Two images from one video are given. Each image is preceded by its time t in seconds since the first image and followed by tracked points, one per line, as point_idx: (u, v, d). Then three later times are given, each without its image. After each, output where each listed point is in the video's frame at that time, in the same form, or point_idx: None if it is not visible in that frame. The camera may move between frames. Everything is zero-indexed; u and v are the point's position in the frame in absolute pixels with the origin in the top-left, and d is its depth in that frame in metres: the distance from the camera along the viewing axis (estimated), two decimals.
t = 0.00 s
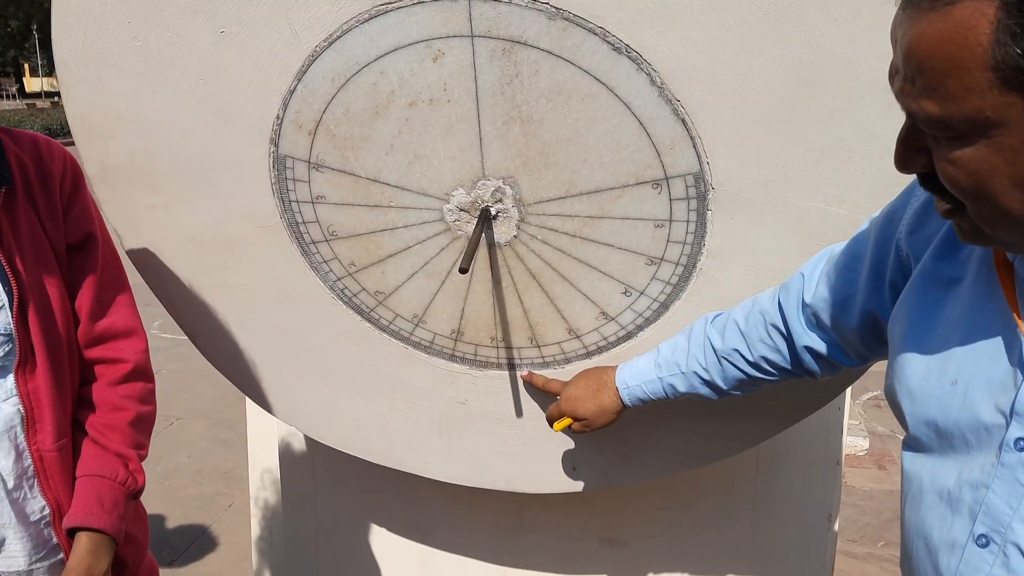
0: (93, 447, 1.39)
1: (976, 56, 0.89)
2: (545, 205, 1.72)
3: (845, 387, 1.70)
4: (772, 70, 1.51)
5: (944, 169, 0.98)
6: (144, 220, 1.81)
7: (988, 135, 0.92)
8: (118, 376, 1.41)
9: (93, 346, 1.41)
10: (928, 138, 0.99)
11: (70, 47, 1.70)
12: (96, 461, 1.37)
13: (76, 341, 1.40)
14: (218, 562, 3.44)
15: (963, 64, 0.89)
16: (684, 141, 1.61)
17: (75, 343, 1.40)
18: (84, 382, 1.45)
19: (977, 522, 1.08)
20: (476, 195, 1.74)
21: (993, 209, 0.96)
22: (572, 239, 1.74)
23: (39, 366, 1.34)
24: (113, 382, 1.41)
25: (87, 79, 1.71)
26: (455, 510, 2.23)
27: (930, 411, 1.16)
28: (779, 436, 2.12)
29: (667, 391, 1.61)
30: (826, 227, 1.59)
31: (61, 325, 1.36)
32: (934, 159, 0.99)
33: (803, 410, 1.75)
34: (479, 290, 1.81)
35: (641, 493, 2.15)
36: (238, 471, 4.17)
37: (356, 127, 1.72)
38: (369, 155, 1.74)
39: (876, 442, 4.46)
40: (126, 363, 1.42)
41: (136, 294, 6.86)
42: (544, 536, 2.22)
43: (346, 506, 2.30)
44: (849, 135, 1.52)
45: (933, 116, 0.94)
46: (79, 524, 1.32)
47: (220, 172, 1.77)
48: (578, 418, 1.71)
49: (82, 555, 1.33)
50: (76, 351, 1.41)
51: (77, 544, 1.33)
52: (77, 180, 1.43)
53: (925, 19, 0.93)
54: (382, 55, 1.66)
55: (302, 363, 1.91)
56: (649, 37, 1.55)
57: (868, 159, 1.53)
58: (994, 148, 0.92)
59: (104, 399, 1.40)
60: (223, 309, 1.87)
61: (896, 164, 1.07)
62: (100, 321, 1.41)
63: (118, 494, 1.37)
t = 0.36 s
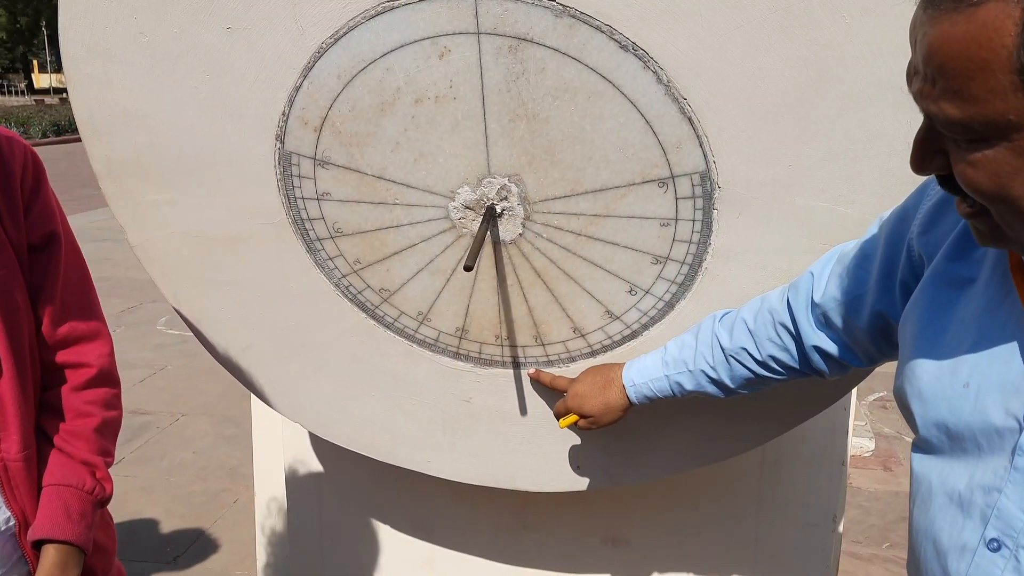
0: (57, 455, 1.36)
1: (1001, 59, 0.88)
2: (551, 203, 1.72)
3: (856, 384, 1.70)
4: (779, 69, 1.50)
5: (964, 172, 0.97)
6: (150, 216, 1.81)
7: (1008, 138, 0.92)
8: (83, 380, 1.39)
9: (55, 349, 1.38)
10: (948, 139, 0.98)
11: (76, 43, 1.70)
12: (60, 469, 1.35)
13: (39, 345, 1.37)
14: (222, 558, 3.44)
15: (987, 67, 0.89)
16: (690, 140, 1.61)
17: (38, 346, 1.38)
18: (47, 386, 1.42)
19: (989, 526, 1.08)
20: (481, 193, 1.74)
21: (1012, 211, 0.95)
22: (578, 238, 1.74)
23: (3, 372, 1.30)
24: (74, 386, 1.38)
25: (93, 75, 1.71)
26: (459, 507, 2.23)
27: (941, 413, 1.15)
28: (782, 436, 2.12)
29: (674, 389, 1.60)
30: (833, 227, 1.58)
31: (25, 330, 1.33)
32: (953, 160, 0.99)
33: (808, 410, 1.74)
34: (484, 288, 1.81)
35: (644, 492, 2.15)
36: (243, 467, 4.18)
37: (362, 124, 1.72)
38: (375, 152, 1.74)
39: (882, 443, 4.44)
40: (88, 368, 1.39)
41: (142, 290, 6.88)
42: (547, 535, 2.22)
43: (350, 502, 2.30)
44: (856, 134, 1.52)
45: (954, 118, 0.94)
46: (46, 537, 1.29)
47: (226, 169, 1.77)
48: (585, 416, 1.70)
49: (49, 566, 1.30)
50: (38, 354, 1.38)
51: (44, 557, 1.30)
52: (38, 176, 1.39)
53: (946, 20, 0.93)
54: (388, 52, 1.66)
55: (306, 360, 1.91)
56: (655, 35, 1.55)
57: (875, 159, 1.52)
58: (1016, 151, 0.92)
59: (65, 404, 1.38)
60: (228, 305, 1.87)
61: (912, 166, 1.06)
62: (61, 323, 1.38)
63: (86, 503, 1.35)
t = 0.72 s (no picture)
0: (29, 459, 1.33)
1: (1010, 62, 0.88)
2: (557, 202, 1.71)
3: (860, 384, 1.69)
4: (787, 69, 1.50)
5: (973, 175, 0.96)
6: (155, 213, 1.81)
7: (1017, 141, 0.91)
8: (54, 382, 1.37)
9: (21, 352, 1.33)
10: (956, 142, 0.97)
11: (82, 40, 1.70)
12: (36, 474, 1.32)
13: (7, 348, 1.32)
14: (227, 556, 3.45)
15: (996, 70, 0.88)
16: (697, 140, 1.60)
17: (3, 349, 1.32)
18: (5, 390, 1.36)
19: (1001, 534, 1.07)
20: (487, 192, 1.74)
21: (1020, 214, 0.95)
22: (584, 237, 1.73)
23: None
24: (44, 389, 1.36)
25: (99, 72, 1.71)
26: (464, 506, 2.23)
27: (950, 419, 1.14)
28: (789, 437, 2.11)
29: (673, 392, 1.59)
30: (840, 227, 1.58)
31: None
32: (961, 164, 0.98)
33: (814, 412, 1.74)
34: (490, 287, 1.81)
35: (649, 492, 2.14)
36: (248, 464, 4.19)
37: (368, 122, 1.72)
38: (380, 151, 1.74)
39: (888, 444, 4.42)
40: (58, 370, 1.37)
41: (148, 287, 6.89)
42: (552, 535, 2.21)
43: (354, 501, 2.30)
44: (864, 134, 1.51)
45: (963, 121, 0.93)
46: (31, 542, 1.26)
47: (232, 167, 1.77)
48: (583, 417, 1.70)
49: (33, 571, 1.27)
50: (4, 357, 1.32)
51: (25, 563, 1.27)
52: None
53: (954, 23, 0.92)
54: (394, 50, 1.65)
55: (312, 358, 1.91)
56: (662, 35, 1.55)
57: (882, 159, 1.52)
58: None
59: (35, 408, 1.35)
60: (233, 304, 1.87)
61: (920, 167, 1.04)
62: (28, 326, 1.33)
63: (65, 504, 1.33)
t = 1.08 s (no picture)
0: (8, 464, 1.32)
1: (1002, 66, 0.86)
2: (565, 203, 1.70)
3: (866, 394, 1.67)
4: (797, 68, 1.48)
5: (971, 180, 0.94)
6: (161, 213, 1.80)
7: (1014, 144, 0.89)
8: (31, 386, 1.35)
9: None
10: (952, 147, 0.96)
11: (87, 39, 1.69)
12: (22, 478, 1.31)
13: None
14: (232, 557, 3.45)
15: (989, 74, 0.87)
16: (707, 141, 1.58)
17: None
18: None
19: (1013, 542, 1.05)
20: (494, 193, 1.73)
21: (1020, 217, 0.93)
22: (592, 239, 1.72)
23: None
24: (23, 394, 1.35)
25: (104, 71, 1.71)
26: (469, 508, 2.22)
27: (957, 427, 1.12)
28: (797, 439, 2.09)
29: (658, 390, 1.57)
30: (851, 229, 1.56)
31: None
32: (959, 169, 0.96)
33: (824, 415, 1.72)
34: (497, 288, 1.79)
35: (656, 495, 2.12)
36: (253, 465, 4.19)
37: (375, 122, 1.71)
38: (387, 151, 1.73)
39: (895, 446, 4.40)
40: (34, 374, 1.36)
41: (153, 286, 6.89)
42: (559, 537, 2.20)
43: (359, 502, 2.29)
44: (876, 135, 1.49)
45: (957, 126, 0.91)
46: (22, 548, 1.26)
47: (237, 167, 1.76)
48: (571, 415, 1.67)
49: None
50: None
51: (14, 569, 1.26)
52: None
53: (945, 29, 0.91)
54: (401, 49, 1.64)
55: (318, 359, 1.90)
56: (671, 34, 1.53)
57: (895, 160, 1.50)
58: (1019, 157, 0.89)
59: (16, 414, 1.34)
60: (238, 304, 1.87)
61: (916, 173, 1.03)
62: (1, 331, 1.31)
63: (48, 508, 1.33)
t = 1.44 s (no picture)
0: None
1: (1001, 68, 0.85)
2: (569, 206, 1.69)
3: (872, 399, 1.66)
4: (804, 70, 1.47)
5: (973, 183, 0.93)
6: (163, 216, 1.79)
7: (1016, 147, 0.88)
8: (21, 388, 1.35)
9: None
10: (953, 150, 0.94)
11: (90, 41, 1.68)
12: (14, 481, 1.30)
13: None
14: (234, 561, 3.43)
15: (988, 77, 0.85)
16: (713, 143, 1.57)
17: None
18: None
19: (1016, 546, 1.03)
20: (498, 195, 1.71)
21: None
22: (595, 241, 1.70)
23: None
24: (14, 396, 1.34)
25: (106, 72, 1.70)
26: (472, 513, 2.20)
27: (958, 430, 1.11)
28: (803, 443, 2.07)
29: (657, 397, 1.56)
30: (859, 232, 1.54)
31: None
32: (961, 172, 0.95)
33: (831, 420, 1.70)
34: (500, 291, 1.78)
35: (661, 500, 2.10)
36: (255, 469, 4.18)
37: (378, 124, 1.70)
38: (390, 153, 1.71)
39: (901, 452, 4.37)
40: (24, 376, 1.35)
41: (156, 290, 6.88)
42: (563, 543, 2.18)
43: (362, 507, 2.27)
44: (884, 137, 1.48)
45: (958, 129, 0.90)
46: (16, 550, 1.24)
47: (239, 169, 1.75)
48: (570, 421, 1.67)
49: None
50: None
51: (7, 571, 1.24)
52: None
53: (943, 31, 0.89)
54: (405, 50, 1.63)
55: (320, 362, 1.89)
56: (676, 35, 1.52)
57: (903, 162, 1.48)
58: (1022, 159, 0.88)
59: (8, 415, 1.33)
60: (241, 307, 1.85)
61: (918, 177, 1.02)
62: None
63: (41, 510, 1.31)
